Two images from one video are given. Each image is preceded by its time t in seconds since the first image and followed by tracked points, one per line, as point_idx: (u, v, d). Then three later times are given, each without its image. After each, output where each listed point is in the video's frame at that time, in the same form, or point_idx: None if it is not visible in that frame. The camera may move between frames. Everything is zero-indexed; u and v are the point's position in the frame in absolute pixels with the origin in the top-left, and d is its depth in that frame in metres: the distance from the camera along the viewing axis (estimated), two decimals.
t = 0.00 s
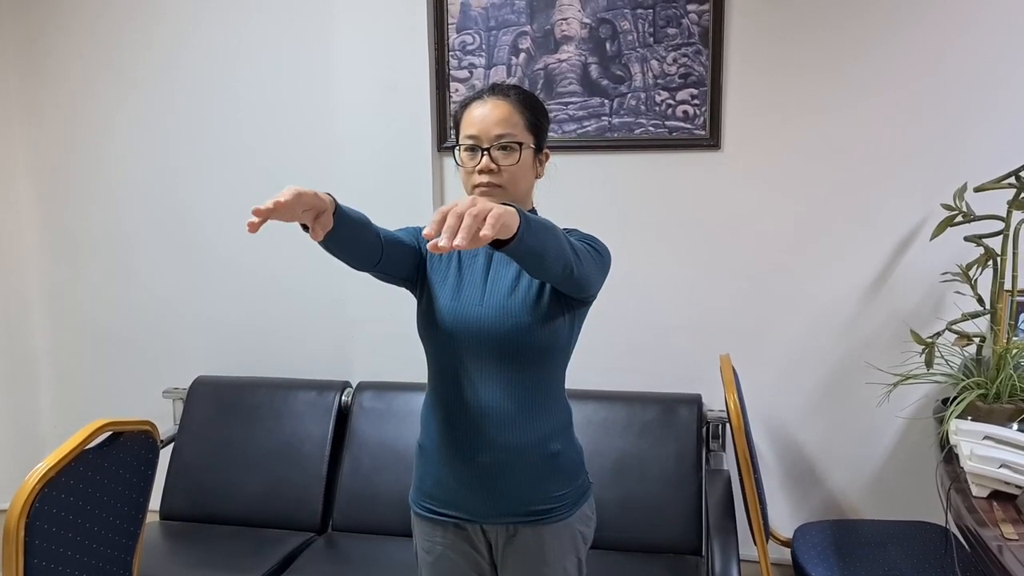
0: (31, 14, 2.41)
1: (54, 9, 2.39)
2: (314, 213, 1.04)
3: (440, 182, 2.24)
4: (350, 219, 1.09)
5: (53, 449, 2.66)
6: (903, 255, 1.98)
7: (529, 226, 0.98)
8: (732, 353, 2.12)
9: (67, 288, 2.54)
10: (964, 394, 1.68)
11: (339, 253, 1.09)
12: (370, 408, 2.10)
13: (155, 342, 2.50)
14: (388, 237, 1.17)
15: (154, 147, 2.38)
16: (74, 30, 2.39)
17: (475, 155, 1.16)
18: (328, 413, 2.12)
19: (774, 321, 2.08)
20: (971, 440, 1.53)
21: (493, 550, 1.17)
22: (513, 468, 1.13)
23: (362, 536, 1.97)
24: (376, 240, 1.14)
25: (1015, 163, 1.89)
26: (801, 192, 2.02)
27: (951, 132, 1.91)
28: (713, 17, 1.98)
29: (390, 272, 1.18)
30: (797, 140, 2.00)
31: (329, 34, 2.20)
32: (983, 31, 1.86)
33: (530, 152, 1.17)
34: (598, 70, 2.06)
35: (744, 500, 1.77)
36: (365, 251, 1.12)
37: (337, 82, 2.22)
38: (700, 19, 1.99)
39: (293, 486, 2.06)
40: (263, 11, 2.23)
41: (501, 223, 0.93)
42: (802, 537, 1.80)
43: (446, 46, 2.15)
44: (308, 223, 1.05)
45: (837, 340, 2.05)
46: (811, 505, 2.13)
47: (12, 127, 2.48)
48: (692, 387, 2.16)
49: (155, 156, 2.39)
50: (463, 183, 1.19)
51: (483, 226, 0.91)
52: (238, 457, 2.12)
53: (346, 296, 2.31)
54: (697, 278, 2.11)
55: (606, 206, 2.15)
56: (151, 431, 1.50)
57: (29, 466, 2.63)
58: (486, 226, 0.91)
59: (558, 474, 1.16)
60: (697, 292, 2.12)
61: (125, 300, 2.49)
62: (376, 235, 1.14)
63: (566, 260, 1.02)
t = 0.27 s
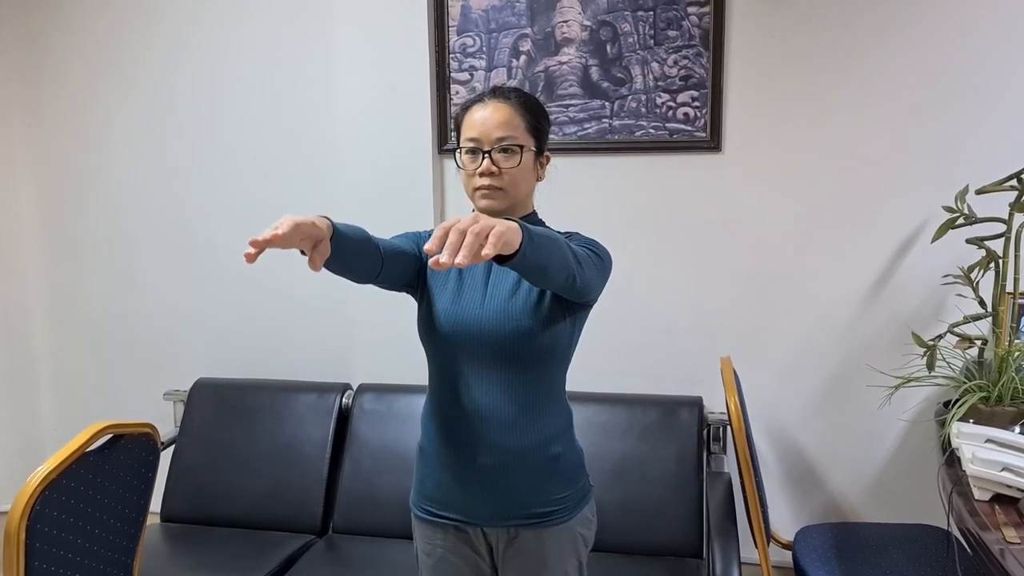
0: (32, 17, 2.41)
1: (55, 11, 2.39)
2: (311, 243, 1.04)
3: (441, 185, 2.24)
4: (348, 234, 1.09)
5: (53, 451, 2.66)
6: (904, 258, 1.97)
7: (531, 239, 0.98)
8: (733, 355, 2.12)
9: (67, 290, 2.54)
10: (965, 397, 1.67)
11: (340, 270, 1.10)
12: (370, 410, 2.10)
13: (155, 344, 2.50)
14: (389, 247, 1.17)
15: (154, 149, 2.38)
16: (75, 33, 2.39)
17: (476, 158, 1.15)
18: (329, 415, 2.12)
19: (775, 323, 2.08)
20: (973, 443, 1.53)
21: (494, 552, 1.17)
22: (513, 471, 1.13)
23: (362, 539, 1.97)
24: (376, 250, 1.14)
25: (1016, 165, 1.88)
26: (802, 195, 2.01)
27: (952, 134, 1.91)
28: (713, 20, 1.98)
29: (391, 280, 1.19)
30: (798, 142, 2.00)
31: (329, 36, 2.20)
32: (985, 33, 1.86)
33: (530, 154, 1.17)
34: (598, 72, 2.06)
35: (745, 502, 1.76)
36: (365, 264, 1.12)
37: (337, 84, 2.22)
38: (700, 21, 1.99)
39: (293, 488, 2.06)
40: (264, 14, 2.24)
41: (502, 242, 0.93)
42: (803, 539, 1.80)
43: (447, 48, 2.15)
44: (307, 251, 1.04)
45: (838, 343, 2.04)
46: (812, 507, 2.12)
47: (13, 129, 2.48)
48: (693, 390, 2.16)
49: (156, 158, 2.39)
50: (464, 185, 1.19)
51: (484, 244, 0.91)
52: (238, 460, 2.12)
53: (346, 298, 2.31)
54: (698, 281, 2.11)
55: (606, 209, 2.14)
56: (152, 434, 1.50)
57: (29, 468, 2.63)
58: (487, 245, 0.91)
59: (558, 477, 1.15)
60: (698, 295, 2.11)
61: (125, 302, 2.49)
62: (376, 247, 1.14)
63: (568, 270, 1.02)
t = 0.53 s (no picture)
0: (32, 15, 2.41)
1: (54, 9, 2.39)
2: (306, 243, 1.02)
3: (441, 184, 2.24)
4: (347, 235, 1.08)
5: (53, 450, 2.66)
6: (906, 257, 1.97)
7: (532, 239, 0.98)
8: (734, 355, 2.12)
9: (67, 289, 2.54)
10: (967, 396, 1.67)
11: (341, 271, 1.09)
12: (371, 409, 2.09)
13: (155, 343, 2.49)
14: (389, 247, 1.17)
15: (154, 148, 2.38)
16: (74, 31, 2.39)
17: (477, 155, 1.15)
18: (329, 414, 2.12)
19: (776, 322, 2.07)
20: (975, 442, 1.53)
21: (495, 551, 1.17)
22: (514, 469, 1.13)
23: (362, 538, 1.97)
24: (376, 249, 1.14)
25: (1017, 163, 1.88)
26: (803, 194, 2.01)
27: (954, 132, 1.91)
28: (715, 18, 1.97)
29: (391, 280, 1.19)
30: (800, 141, 1.99)
31: (329, 34, 2.20)
32: (987, 31, 1.86)
33: (531, 152, 1.16)
34: (600, 70, 2.06)
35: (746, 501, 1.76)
36: (365, 264, 1.12)
37: (337, 83, 2.21)
38: (701, 19, 1.99)
39: (294, 487, 2.06)
40: (264, 12, 2.23)
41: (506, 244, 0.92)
42: (804, 538, 1.79)
43: (448, 46, 2.15)
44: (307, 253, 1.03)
45: (839, 342, 2.04)
46: (812, 507, 2.12)
47: (13, 128, 2.48)
48: (694, 389, 2.16)
49: (156, 157, 2.38)
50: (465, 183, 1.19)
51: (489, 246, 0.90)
52: (239, 459, 2.11)
53: (347, 297, 2.31)
54: (699, 280, 2.11)
55: (607, 208, 2.14)
56: (152, 432, 1.49)
57: (29, 467, 2.63)
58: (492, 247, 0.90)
59: (559, 476, 1.15)
60: (699, 293, 2.11)
61: (125, 301, 2.49)
62: (377, 246, 1.14)
63: (570, 271, 1.02)
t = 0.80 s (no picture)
0: (32, 15, 2.41)
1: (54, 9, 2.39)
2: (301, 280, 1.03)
3: (441, 184, 2.24)
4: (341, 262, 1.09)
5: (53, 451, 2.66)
6: (906, 257, 1.97)
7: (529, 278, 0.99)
8: (734, 355, 2.12)
9: (67, 289, 2.54)
10: (967, 396, 1.67)
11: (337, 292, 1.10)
12: (371, 410, 2.09)
13: (155, 344, 2.49)
14: (387, 259, 1.17)
15: (154, 148, 2.38)
16: (74, 31, 2.38)
17: (477, 155, 1.15)
18: (329, 414, 2.12)
19: (777, 322, 2.07)
20: (975, 442, 1.53)
21: (496, 551, 1.17)
22: (514, 470, 1.13)
23: (363, 538, 1.97)
24: (372, 266, 1.14)
25: (1018, 162, 1.88)
26: (804, 194, 2.01)
27: (954, 132, 1.91)
28: (715, 18, 1.97)
29: (393, 288, 1.19)
30: (800, 141, 1.99)
31: (329, 34, 2.20)
32: (986, 31, 1.86)
33: (531, 152, 1.16)
34: (600, 70, 2.06)
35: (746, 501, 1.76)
36: (361, 280, 1.12)
37: (337, 83, 2.21)
38: (702, 20, 1.99)
39: (294, 488, 2.06)
40: (264, 11, 2.23)
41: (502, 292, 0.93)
42: (804, 539, 1.79)
43: (447, 46, 2.15)
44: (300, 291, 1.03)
45: (839, 342, 2.04)
46: (813, 507, 2.12)
47: (13, 128, 2.48)
48: (694, 389, 2.16)
49: (156, 157, 2.38)
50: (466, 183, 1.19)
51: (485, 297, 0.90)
52: (239, 459, 2.11)
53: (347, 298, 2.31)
54: (699, 280, 2.11)
55: (607, 208, 2.14)
56: (152, 433, 1.49)
57: (29, 467, 2.63)
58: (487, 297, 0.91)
59: (559, 476, 1.15)
60: (699, 294, 2.11)
61: (125, 301, 2.49)
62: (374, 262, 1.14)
63: (572, 293, 1.05)
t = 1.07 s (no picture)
0: (31, 16, 2.40)
1: (53, 9, 2.39)
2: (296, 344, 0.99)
3: (441, 183, 2.24)
4: (342, 305, 1.08)
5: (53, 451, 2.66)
6: (905, 257, 1.97)
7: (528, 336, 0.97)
8: (734, 355, 2.12)
9: (67, 290, 2.53)
10: (966, 395, 1.67)
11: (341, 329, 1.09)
12: (370, 410, 2.09)
13: (154, 344, 2.49)
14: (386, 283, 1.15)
15: (154, 148, 2.38)
16: (74, 31, 2.38)
17: (476, 156, 1.15)
18: (328, 415, 2.12)
19: (776, 322, 2.07)
20: (974, 442, 1.53)
21: (495, 551, 1.17)
22: (513, 471, 1.13)
23: (363, 538, 1.96)
24: (372, 295, 1.13)
25: (1017, 162, 1.88)
26: (803, 193, 2.01)
27: (953, 132, 1.91)
28: (714, 18, 1.97)
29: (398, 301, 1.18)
30: (798, 141, 2.00)
31: (329, 34, 2.19)
32: (985, 31, 1.86)
33: (531, 153, 1.16)
34: (599, 70, 2.06)
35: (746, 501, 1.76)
36: (362, 310, 1.11)
37: (337, 83, 2.21)
38: (701, 19, 1.99)
39: (293, 488, 2.06)
40: (263, 11, 2.23)
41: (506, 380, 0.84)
42: (804, 538, 1.79)
43: (447, 46, 2.14)
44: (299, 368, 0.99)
45: (839, 342, 2.04)
46: (813, 507, 2.12)
47: (12, 128, 2.48)
48: (694, 389, 2.16)
49: (155, 157, 2.38)
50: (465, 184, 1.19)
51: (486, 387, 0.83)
52: (238, 460, 2.11)
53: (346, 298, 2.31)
54: (699, 280, 2.11)
55: (607, 208, 2.14)
56: (151, 433, 1.49)
57: (29, 467, 2.62)
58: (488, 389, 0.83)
59: (559, 477, 1.15)
60: (698, 293, 2.11)
61: (125, 301, 2.49)
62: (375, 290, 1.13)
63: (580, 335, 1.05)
